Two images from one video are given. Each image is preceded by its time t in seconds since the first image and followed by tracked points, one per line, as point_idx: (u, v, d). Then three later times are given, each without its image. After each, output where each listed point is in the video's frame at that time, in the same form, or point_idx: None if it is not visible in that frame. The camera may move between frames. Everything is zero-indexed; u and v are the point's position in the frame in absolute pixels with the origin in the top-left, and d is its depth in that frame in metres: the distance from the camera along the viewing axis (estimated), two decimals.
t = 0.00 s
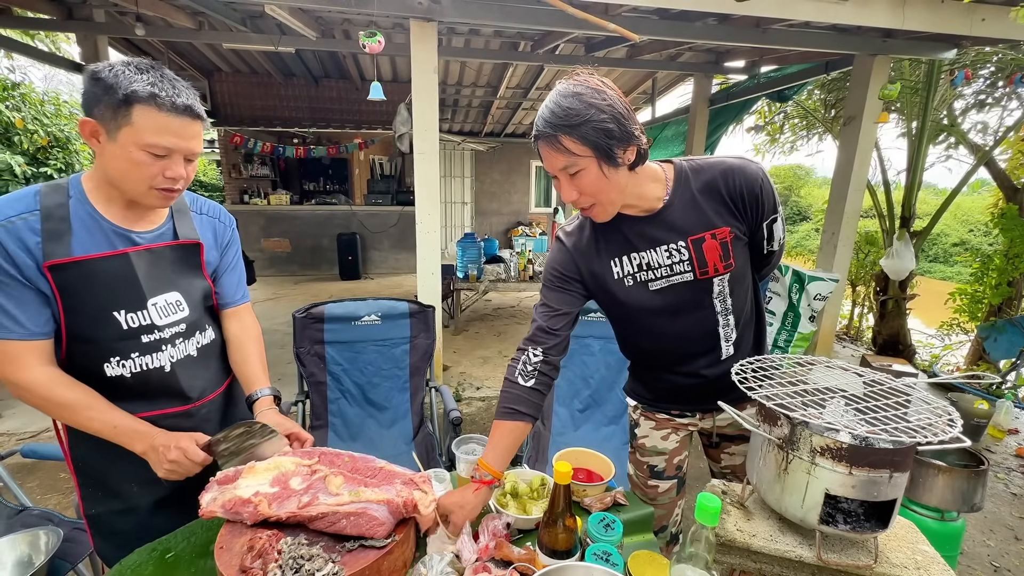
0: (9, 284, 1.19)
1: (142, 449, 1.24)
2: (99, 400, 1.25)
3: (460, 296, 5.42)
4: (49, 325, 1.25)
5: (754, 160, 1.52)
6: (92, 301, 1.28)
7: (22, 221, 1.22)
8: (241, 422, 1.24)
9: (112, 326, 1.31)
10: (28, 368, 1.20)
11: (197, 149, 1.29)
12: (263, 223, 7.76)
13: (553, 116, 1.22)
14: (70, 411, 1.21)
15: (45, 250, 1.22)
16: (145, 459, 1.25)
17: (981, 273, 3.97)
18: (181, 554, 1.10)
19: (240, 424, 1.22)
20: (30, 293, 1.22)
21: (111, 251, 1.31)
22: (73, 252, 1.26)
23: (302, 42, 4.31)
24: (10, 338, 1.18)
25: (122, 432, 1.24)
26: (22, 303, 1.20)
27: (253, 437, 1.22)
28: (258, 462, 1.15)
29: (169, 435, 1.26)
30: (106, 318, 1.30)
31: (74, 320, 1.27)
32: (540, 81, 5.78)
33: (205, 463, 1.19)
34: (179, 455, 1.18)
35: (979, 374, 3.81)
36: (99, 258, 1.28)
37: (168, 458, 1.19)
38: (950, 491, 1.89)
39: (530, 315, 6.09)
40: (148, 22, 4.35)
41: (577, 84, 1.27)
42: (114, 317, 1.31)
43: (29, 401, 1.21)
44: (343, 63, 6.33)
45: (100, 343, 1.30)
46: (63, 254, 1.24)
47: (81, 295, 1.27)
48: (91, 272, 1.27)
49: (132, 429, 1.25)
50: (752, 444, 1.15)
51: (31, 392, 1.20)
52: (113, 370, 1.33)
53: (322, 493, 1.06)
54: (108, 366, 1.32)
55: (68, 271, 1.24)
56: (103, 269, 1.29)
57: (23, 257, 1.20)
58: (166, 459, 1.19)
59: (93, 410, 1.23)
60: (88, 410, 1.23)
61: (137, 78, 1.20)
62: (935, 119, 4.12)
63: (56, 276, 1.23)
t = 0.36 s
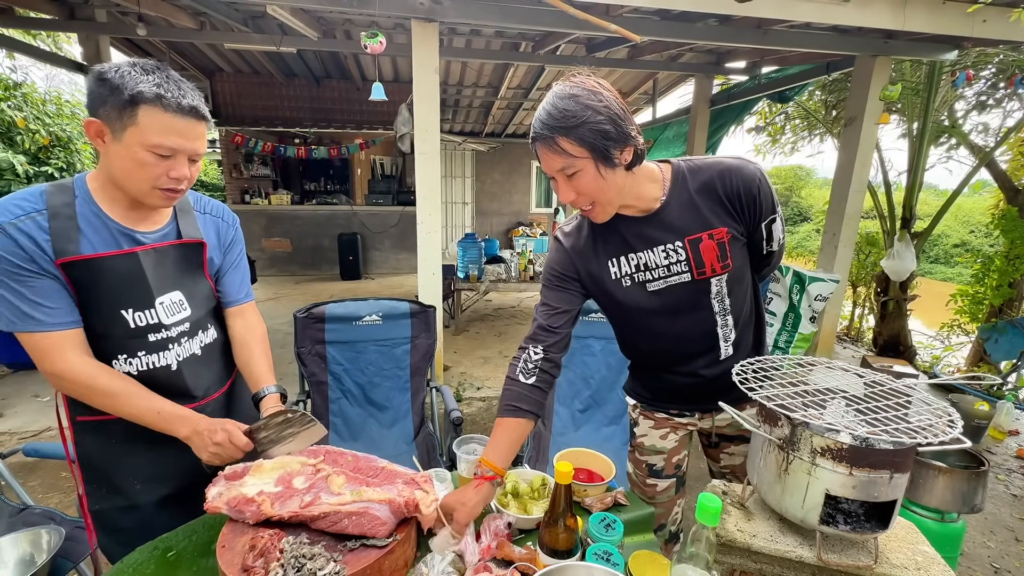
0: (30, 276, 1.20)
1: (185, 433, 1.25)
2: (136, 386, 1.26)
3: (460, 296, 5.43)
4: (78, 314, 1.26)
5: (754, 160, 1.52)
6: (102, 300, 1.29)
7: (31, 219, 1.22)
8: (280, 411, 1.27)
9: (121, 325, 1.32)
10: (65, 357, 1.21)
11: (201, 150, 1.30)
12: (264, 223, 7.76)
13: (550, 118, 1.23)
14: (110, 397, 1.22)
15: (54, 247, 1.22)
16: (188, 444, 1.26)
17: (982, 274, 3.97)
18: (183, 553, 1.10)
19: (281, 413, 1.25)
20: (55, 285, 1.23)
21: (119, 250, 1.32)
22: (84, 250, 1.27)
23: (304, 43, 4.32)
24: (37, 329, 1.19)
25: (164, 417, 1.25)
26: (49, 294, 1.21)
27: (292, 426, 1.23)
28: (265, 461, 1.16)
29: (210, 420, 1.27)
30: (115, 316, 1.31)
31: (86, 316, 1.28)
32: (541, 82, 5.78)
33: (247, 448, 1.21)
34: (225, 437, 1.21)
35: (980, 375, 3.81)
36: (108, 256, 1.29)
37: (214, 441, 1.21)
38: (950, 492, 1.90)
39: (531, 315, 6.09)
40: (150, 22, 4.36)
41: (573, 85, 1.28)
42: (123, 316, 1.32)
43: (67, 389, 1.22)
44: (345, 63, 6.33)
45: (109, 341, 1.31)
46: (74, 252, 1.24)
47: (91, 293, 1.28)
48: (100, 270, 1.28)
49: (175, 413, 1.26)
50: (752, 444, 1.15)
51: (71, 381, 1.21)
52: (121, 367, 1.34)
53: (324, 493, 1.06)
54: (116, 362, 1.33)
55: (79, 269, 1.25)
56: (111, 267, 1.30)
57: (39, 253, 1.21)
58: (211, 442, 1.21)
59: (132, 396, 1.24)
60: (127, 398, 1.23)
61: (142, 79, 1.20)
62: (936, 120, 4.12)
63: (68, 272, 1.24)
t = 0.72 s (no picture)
0: (16, 277, 1.20)
1: (130, 448, 1.25)
2: (92, 396, 1.26)
3: (460, 296, 5.43)
4: (49, 319, 1.25)
5: (755, 158, 1.52)
6: (95, 299, 1.29)
7: (27, 215, 1.23)
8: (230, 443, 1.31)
9: (115, 324, 1.32)
10: (27, 362, 1.21)
11: (204, 150, 1.30)
12: (263, 223, 7.76)
13: (558, 105, 1.23)
14: (66, 405, 1.22)
15: (48, 244, 1.23)
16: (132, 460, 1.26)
17: (980, 274, 3.96)
18: (181, 553, 1.10)
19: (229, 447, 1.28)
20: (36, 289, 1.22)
21: (114, 248, 1.32)
22: (78, 248, 1.27)
23: (303, 43, 4.32)
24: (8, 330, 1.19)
25: (113, 429, 1.25)
26: (25, 297, 1.21)
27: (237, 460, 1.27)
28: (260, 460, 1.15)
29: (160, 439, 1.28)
30: (109, 315, 1.31)
31: (75, 316, 1.28)
32: (540, 82, 5.78)
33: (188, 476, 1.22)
34: (169, 462, 1.21)
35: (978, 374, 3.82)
36: (102, 255, 1.29)
37: (157, 464, 1.21)
38: (948, 491, 1.90)
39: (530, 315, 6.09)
40: (148, 21, 4.35)
41: (582, 75, 1.28)
42: (117, 314, 1.32)
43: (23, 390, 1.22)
44: (344, 62, 6.33)
45: (103, 339, 1.31)
46: (67, 250, 1.24)
47: (83, 292, 1.28)
48: (95, 269, 1.28)
49: (123, 427, 1.25)
50: (752, 444, 1.15)
51: (29, 383, 1.21)
52: (115, 366, 1.34)
53: (323, 493, 1.06)
54: (110, 361, 1.33)
55: (72, 267, 1.25)
56: (107, 266, 1.30)
57: (28, 251, 1.21)
58: (154, 465, 1.21)
59: (85, 407, 1.24)
60: (81, 407, 1.24)
61: (146, 79, 1.20)
62: (934, 120, 4.13)
63: (58, 271, 1.24)
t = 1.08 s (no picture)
0: (10, 277, 1.19)
1: (135, 438, 1.23)
2: (90, 392, 1.24)
3: (458, 295, 5.42)
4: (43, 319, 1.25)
5: (756, 156, 1.52)
6: (89, 298, 1.28)
7: (22, 215, 1.22)
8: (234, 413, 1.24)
9: (110, 323, 1.31)
10: (18, 360, 1.19)
11: (198, 147, 1.29)
12: (260, 222, 7.74)
13: (556, 101, 1.22)
14: (63, 402, 1.21)
15: (45, 244, 1.22)
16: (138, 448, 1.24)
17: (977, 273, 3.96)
18: (177, 554, 1.10)
19: (234, 420, 1.22)
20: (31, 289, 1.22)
21: (109, 247, 1.31)
22: (73, 247, 1.26)
23: (299, 41, 4.30)
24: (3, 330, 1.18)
25: (113, 421, 1.23)
26: (18, 297, 1.20)
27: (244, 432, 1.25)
28: (253, 462, 1.15)
29: (163, 425, 1.25)
30: (104, 315, 1.30)
31: (69, 316, 1.26)
32: (538, 80, 5.79)
33: (197, 454, 1.20)
34: (173, 444, 1.18)
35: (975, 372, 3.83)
36: (98, 254, 1.28)
37: (163, 447, 1.19)
38: (945, 489, 1.90)
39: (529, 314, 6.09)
40: (145, 20, 4.33)
41: (580, 70, 1.27)
42: (112, 314, 1.31)
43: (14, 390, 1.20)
44: (341, 61, 6.31)
45: (97, 339, 1.30)
46: (62, 249, 1.24)
47: (78, 291, 1.27)
48: (89, 268, 1.27)
49: (126, 418, 1.23)
50: (750, 443, 1.15)
51: (20, 383, 1.20)
52: (109, 367, 1.33)
53: (318, 493, 1.06)
54: (104, 362, 1.32)
55: (67, 266, 1.24)
56: (103, 265, 1.29)
57: (22, 251, 1.20)
58: (160, 448, 1.19)
59: (81, 402, 1.22)
60: (77, 402, 1.22)
61: (139, 75, 1.19)
62: (931, 119, 4.14)
63: (55, 270, 1.23)
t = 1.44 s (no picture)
0: (13, 273, 1.17)
1: (150, 435, 1.21)
2: (104, 392, 1.23)
3: (456, 294, 5.42)
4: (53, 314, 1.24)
5: (750, 154, 1.51)
6: (92, 296, 1.27)
7: (25, 211, 1.20)
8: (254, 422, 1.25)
9: (112, 322, 1.30)
10: (29, 359, 1.18)
11: (206, 147, 1.29)
12: (258, 221, 7.72)
13: (546, 98, 1.21)
14: (75, 399, 1.19)
15: (46, 241, 1.21)
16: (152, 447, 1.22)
17: (975, 272, 3.96)
18: (170, 554, 1.09)
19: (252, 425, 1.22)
20: (36, 283, 1.21)
21: (112, 246, 1.30)
22: (76, 245, 1.25)
23: (297, 39, 4.28)
24: (8, 326, 1.16)
25: (127, 418, 1.21)
26: (26, 291, 1.19)
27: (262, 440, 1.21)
28: (250, 463, 1.15)
29: (179, 424, 1.24)
30: (107, 313, 1.29)
31: (71, 313, 1.26)
32: (536, 79, 5.78)
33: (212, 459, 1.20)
34: (192, 444, 1.18)
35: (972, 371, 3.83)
36: (101, 252, 1.28)
37: (180, 447, 1.18)
38: (942, 488, 1.90)
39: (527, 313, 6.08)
40: (141, 17, 4.30)
41: (571, 67, 1.27)
42: (115, 312, 1.30)
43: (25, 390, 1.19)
44: (339, 59, 6.28)
45: (99, 338, 1.30)
46: (65, 247, 1.23)
47: (82, 289, 1.26)
48: (93, 266, 1.27)
49: (139, 415, 1.22)
50: (746, 442, 1.15)
51: (36, 383, 1.18)
52: (109, 365, 1.32)
53: (313, 493, 1.05)
54: (105, 360, 1.31)
55: (70, 264, 1.23)
56: (106, 263, 1.28)
57: (26, 247, 1.19)
58: (177, 448, 1.18)
59: (94, 399, 1.20)
60: (89, 400, 1.20)
61: (153, 75, 1.19)
62: (929, 117, 4.14)
63: (57, 267, 1.22)
